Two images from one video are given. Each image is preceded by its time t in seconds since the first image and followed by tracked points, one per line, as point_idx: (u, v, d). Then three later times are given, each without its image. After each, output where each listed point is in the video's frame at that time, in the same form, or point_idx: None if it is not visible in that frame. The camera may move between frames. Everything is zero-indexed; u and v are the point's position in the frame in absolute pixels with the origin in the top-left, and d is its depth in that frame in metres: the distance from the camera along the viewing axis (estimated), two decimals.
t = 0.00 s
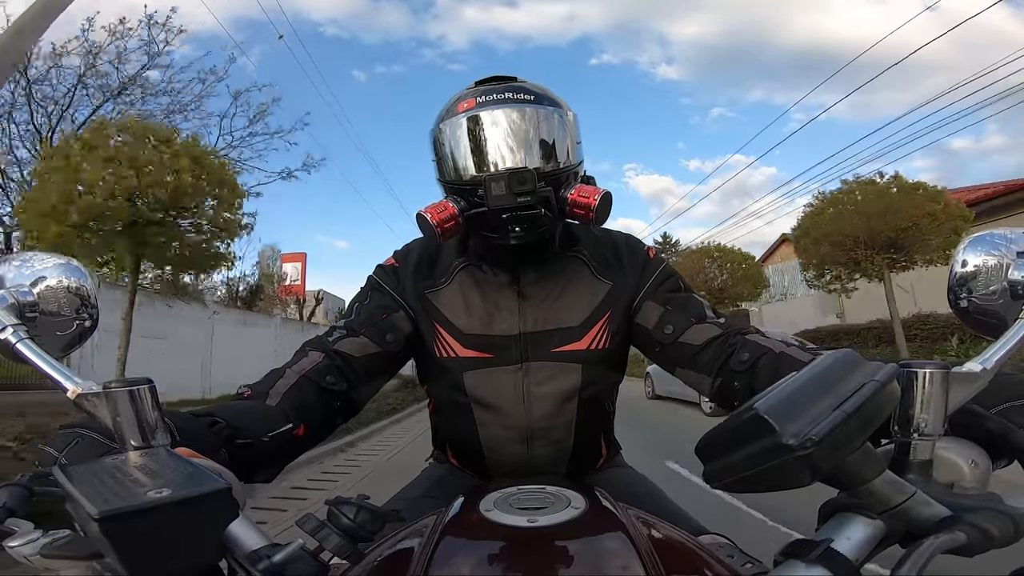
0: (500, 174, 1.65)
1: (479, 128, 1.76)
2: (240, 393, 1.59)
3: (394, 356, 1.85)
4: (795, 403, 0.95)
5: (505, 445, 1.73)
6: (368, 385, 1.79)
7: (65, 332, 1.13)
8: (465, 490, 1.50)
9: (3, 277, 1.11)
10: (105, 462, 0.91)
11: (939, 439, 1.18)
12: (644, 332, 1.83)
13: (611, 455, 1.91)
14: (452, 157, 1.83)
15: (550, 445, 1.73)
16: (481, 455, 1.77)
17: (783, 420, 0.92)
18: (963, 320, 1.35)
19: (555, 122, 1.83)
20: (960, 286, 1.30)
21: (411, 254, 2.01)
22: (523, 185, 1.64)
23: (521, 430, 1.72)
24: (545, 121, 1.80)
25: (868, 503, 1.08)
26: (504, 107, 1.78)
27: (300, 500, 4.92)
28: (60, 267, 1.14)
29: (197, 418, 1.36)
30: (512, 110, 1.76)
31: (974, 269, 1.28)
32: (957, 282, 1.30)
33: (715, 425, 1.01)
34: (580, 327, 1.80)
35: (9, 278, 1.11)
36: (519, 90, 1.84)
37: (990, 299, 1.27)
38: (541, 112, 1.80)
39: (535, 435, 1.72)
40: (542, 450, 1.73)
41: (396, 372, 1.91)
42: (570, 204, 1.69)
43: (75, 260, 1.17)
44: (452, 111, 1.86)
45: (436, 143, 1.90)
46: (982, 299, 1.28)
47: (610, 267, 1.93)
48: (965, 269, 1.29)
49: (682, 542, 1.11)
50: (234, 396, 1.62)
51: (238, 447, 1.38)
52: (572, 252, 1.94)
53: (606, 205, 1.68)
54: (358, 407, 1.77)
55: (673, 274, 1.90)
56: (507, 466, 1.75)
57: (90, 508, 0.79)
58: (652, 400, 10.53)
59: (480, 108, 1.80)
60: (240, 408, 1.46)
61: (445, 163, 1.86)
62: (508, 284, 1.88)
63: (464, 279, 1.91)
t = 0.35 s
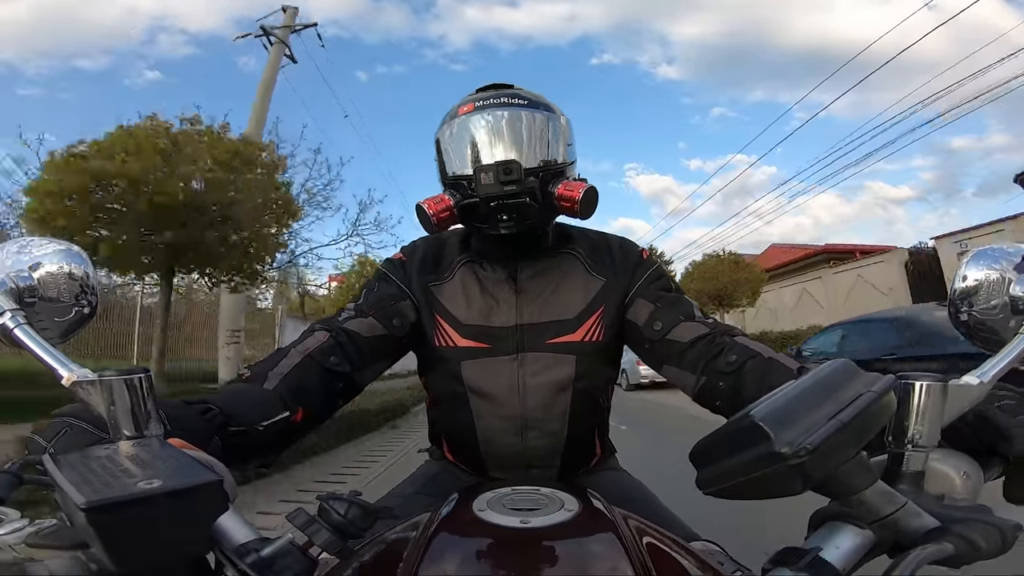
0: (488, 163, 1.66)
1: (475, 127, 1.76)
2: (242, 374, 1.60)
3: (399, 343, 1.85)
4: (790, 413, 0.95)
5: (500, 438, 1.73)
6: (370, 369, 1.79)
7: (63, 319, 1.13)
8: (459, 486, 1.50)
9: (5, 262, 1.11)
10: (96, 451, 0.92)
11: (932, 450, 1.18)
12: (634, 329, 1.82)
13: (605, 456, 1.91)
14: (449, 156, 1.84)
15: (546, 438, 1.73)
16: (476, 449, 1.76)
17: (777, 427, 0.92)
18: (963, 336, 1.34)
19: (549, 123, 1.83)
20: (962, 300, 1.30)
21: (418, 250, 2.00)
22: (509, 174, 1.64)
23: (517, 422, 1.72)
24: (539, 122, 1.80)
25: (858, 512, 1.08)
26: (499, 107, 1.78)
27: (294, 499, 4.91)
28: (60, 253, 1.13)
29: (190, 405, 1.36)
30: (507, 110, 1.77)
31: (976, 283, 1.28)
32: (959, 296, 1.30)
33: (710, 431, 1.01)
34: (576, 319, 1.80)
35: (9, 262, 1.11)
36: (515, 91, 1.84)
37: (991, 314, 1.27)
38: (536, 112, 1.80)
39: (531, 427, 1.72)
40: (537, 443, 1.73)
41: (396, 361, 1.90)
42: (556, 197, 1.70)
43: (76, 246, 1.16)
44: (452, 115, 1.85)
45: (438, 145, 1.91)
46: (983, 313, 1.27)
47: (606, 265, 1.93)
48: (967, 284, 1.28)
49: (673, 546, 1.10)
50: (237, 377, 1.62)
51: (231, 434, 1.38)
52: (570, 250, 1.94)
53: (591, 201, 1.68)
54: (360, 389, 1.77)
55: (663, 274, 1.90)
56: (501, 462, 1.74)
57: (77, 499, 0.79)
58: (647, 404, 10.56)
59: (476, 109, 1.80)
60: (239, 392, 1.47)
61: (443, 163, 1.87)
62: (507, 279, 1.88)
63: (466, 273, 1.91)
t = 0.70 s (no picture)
0: (476, 180, 1.66)
1: (461, 139, 1.75)
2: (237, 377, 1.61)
3: (395, 347, 1.85)
4: (786, 412, 0.95)
5: (500, 438, 1.72)
6: (368, 372, 1.79)
7: (57, 319, 1.13)
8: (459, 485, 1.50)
9: None
10: (90, 452, 0.91)
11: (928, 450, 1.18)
12: (634, 344, 1.80)
13: (604, 456, 1.91)
14: (439, 165, 1.83)
15: (546, 437, 1.73)
16: (476, 448, 1.75)
17: (773, 427, 0.92)
18: (956, 334, 1.35)
19: (539, 126, 1.80)
20: (955, 300, 1.30)
21: (416, 251, 2.00)
22: (497, 190, 1.65)
23: (518, 422, 1.72)
24: (529, 128, 1.78)
25: (853, 512, 1.08)
26: (485, 116, 1.76)
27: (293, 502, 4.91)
28: (53, 253, 1.13)
29: (184, 406, 1.35)
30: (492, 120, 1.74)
31: (970, 284, 1.28)
32: (952, 296, 1.30)
33: (705, 432, 1.01)
34: (578, 320, 1.81)
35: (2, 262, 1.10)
36: (502, 96, 1.82)
37: (985, 314, 1.27)
38: (526, 118, 1.78)
39: (531, 426, 1.72)
40: (538, 443, 1.72)
41: (395, 363, 1.90)
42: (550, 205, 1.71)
43: (70, 245, 1.16)
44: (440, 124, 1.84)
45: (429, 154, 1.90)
46: (977, 313, 1.28)
47: (609, 268, 1.94)
48: (961, 284, 1.29)
49: (669, 545, 1.10)
50: (232, 379, 1.63)
51: (225, 435, 1.38)
52: (571, 252, 1.95)
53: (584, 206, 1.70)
54: (357, 394, 1.78)
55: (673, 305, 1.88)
56: (500, 462, 1.74)
57: (72, 500, 0.78)
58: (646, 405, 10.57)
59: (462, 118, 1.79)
60: (233, 394, 1.47)
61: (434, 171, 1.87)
62: (508, 280, 1.88)
63: (466, 275, 1.91)
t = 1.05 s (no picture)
0: (509, 190, 1.64)
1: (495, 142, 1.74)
2: (240, 386, 1.60)
3: (397, 351, 1.85)
4: (790, 404, 0.95)
5: (506, 441, 1.72)
6: (370, 378, 1.79)
7: (58, 334, 1.13)
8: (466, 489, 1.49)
9: None
10: (98, 464, 0.91)
11: (935, 441, 1.18)
12: (644, 350, 1.81)
13: (609, 457, 1.91)
14: (467, 159, 1.82)
15: (551, 440, 1.72)
16: (482, 453, 1.75)
17: (778, 421, 0.91)
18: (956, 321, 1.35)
19: (572, 140, 1.80)
20: (955, 288, 1.30)
21: (419, 254, 2.00)
22: (529, 206, 1.64)
23: (523, 425, 1.71)
24: (561, 141, 1.78)
25: (863, 505, 1.08)
26: (523, 120, 1.75)
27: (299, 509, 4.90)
28: (52, 268, 1.13)
29: (189, 418, 1.35)
30: (531, 126, 1.74)
31: (969, 271, 1.28)
32: (952, 285, 1.31)
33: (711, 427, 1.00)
34: (585, 326, 1.81)
35: None
36: (544, 102, 1.81)
37: (985, 301, 1.27)
38: (562, 129, 1.78)
39: (537, 430, 1.71)
40: (544, 446, 1.72)
41: (397, 366, 1.90)
42: (572, 224, 1.69)
43: (67, 260, 1.16)
44: (473, 115, 1.83)
45: (456, 140, 1.89)
46: (976, 300, 1.28)
47: (617, 272, 1.94)
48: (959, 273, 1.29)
49: (681, 543, 1.10)
50: (234, 388, 1.62)
51: (231, 445, 1.38)
52: (579, 255, 1.95)
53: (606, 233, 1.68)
54: (359, 400, 1.77)
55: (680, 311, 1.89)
56: (506, 465, 1.73)
57: (82, 512, 0.78)
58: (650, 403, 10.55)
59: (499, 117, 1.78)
60: (235, 404, 1.46)
61: (459, 165, 1.85)
62: (514, 284, 1.88)
63: (470, 278, 1.91)
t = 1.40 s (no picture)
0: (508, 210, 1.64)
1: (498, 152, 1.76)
2: (242, 377, 1.61)
3: (401, 343, 1.85)
4: (794, 403, 0.95)
5: (507, 438, 1.72)
6: (373, 368, 1.79)
7: (62, 333, 1.13)
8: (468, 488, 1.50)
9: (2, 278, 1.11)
10: (102, 462, 0.91)
11: (938, 439, 1.18)
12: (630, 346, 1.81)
13: (611, 454, 1.91)
14: (466, 167, 1.83)
15: (551, 437, 1.72)
16: (484, 450, 1.75)
17: (781, 419, 0.92)
18: (960, 318, 1.35)
19: (570, 152, 1.80)
20: (959, 286, 1.30)
21: (421, 249, 2.01)
22: (528, 225, 1.63)
23: (524, 422, 1.72)
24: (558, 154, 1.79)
25: (865, 503, 1.08)
26: (523, 132, 1.76)
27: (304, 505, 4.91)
28: (56, 268, 1.13)
29: (187, 412, 1.35)
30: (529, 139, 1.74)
31: (971, 269, 1.28)
32: (955, 282, 1.30)
33: (713, 425, 1.01)
34: (583, 322, 1.81)
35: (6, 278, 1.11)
36: (545, 107, 1.80)
37: (988, 299, 1.27)
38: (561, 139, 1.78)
39: (537, 426, 1.72)
40: (544, 443, 1.72)
41: (400, 359, 1.91)
42: (571, 237, 1.70)
43: (72, 260, 1.17)
44: (473, 121, 1.83)
45: (455, 144, 1.89)
46: (980, 299, 1.28)
47: (617, 268, 1.94)
48: (963, 270, 1.29)
49: (681, 540, 1.10)
50: (236, 378, 1.63)
51: (231, 440, 1.38)
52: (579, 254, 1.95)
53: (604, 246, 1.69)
54: (361, 391, 1.78)
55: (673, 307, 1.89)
56: (508, 463, 1.73)
57: (88, 509, 0.78)
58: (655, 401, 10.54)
59: (499, 125, 1.78)
60: (237, 396, 1.47)
61: (459, 171, 1.86)
62: (515, 280, 1.88)
63: (471, 274, 1.92)
